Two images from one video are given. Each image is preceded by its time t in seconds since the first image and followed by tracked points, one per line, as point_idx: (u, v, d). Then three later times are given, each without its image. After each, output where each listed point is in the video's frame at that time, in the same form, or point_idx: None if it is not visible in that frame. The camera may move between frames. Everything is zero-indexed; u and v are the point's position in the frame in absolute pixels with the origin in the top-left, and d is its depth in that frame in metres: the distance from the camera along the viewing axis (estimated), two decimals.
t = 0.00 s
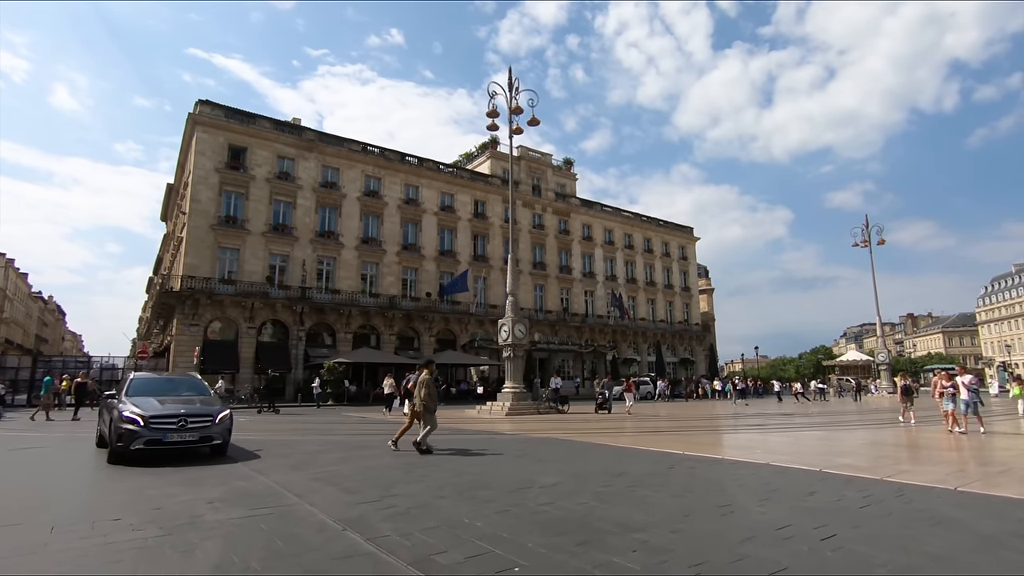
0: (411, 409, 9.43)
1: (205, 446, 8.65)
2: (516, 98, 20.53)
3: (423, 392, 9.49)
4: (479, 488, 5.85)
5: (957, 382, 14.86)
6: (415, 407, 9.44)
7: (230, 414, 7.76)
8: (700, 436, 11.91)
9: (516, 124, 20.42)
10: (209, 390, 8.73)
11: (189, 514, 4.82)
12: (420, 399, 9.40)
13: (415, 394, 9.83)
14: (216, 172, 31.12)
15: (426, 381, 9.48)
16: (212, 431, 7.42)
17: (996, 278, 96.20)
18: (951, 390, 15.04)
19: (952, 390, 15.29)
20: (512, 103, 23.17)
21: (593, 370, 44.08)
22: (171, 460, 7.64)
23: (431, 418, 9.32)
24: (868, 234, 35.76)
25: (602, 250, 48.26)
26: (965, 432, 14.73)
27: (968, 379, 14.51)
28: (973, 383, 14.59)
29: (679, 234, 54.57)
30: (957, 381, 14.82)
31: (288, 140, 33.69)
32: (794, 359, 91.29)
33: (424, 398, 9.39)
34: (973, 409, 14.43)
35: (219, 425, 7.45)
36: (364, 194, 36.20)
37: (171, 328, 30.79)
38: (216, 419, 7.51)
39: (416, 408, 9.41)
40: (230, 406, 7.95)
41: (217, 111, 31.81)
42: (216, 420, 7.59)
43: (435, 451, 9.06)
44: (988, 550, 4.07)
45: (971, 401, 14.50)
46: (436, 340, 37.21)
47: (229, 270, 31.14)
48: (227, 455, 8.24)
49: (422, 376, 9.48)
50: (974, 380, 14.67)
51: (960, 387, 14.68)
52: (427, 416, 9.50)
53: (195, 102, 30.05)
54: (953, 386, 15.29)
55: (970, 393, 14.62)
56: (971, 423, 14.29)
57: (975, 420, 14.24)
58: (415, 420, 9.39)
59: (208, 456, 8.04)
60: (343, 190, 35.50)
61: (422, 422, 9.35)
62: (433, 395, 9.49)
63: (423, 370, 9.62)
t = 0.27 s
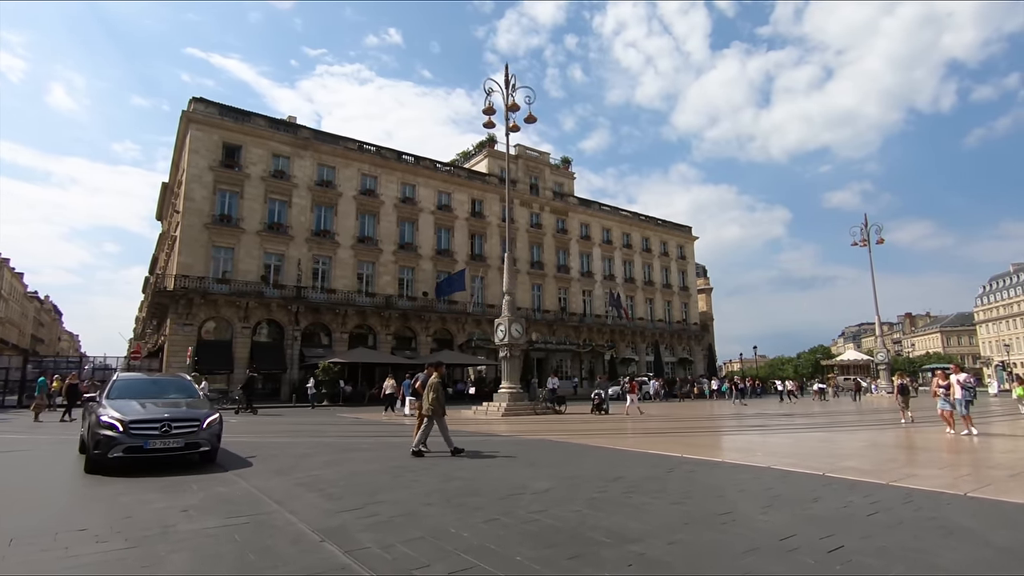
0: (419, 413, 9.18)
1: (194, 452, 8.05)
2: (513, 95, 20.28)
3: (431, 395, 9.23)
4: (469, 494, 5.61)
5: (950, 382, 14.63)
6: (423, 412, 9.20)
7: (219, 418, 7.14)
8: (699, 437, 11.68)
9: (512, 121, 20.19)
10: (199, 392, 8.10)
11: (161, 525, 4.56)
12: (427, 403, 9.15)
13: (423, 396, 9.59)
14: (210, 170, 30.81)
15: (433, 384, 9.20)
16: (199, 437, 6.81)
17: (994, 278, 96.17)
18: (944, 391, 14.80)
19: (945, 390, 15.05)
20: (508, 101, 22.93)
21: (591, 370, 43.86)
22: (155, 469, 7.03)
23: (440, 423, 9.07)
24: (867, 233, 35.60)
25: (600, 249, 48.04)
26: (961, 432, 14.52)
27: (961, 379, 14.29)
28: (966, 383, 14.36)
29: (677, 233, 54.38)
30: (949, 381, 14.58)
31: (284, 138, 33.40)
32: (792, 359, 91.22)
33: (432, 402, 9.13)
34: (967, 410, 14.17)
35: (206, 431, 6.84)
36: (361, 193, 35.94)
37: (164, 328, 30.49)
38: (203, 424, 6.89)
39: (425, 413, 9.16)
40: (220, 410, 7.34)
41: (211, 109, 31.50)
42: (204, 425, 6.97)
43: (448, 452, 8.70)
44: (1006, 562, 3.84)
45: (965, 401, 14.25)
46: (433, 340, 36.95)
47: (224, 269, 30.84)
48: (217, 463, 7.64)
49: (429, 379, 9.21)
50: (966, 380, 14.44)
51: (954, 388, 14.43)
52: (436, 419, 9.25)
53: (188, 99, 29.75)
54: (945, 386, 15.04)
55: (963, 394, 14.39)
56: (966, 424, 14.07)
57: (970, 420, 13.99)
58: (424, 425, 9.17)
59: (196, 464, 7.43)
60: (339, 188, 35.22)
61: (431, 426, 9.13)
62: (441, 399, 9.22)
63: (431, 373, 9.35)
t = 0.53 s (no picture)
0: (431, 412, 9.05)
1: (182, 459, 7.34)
2: (509, 92, 20.05)
3: (442, 393, 9.11)
4: (457, 498, 5.39)
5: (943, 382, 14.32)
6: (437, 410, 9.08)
7: (206, 421, 6.41)
8: (696, 437, 11.47)
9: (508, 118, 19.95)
10: (188, 394, 7.40)
11: (129, 531, 4.32)
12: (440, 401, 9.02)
13: (435, 395, 9.48)
14: (203, 168, 30.52)
15: (443, 382, 9.07)
16: (182, 441, 6.11)
17: (991, 277, 96.22)
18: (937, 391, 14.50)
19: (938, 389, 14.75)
20: (504, 98, 22.69)
21: (588, 370, 43.64)
22: (136, 477, 6.32)
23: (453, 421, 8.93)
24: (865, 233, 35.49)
25: (597, 249, 47.86)
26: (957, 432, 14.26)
27: (953, 379, 14.00)
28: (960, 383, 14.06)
29: (675, 232, 54.21)
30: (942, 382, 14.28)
31: (278, 136, 33.12)
32: (790, 359, 91.11)
33: (444, 400, 9.00)
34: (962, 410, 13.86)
35: (191, 435, 6.14)
36: (356, 191, 35.69)
37: (157, 327, 30.20)
38: (187, 427, 6.18)
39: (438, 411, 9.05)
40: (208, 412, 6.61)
41: (204, 106, 31.20)
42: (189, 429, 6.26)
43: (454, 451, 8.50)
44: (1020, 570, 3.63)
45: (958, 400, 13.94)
46: (429, 340, 36.72)
47: (217, 268, 30.55)
48: (207, 471, 6.90)
49: (440, 377, 9.08)
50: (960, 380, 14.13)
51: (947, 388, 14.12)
52: (448, 417, 9.12)
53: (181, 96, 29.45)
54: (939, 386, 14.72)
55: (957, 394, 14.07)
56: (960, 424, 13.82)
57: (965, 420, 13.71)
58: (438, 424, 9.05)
59: (184, 471, 6.71)
60: (334, 187, 34.97)
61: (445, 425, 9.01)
62: (453, 397, 9.09)
63: (441, 370, 9.21)
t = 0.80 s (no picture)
0: (439, 412, 8.77)
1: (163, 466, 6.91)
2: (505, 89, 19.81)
3: (452, 394, 8.82)
4: (444, 504, 5.17)
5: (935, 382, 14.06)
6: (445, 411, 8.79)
7: (189, 427, 6.04)
8: (693, 438, 11.25)
9: (505, 115, 19.74)
10: (173, 395, 6.89)
11: (95, 542, 4.09)
12: (449, 401, 8.74)
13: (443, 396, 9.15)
14: (196, 167, 30.21)
15: (455, 382, 8.80)
16: (161, 450, 5.73)
17: (988, 277, 96.32)
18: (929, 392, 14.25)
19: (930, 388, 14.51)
20: (499, 95, 22.45)
21: (585, 370, 43.41)
22: (112, 487, 5.98)
23: (460, 423, 8.61)
24: (862, 232, 35.31)
25: (595, 248, 47.66)
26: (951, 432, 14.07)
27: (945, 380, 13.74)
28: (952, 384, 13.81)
29: (672, 232, 54.04)
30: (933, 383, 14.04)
31: (272, 134, 32.82)
32: (787, 359, 91.07)
33: (454, 400, 8.71)
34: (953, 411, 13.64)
35: (171, 442, 5.77)
36: (351, 190, 35.40)
37: (150, 327, 29.88)
38: (167, 435, 5.81)
39: (447, 413, 8.75)
40: (191, 416, 6.24)
41: (197, 104, 30.87)
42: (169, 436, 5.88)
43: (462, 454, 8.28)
44: None
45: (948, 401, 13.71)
46: (425, 340, 36.46)
47: (211, 267, 30.25)
48: (192, 479, 6.54)
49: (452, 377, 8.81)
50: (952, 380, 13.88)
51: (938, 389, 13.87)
52: (456, 419, 8.80)
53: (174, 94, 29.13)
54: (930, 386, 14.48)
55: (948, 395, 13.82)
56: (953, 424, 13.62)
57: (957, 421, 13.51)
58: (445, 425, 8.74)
59: (165, 479, 6.36)
60: (329, 186, 34.68)
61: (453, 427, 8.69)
62: (463, 399, 8.79)
63: (453, 370, 8.94)
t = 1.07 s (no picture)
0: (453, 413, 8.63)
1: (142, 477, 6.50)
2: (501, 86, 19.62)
3: (464, 394, 8.65)
4: (431, 510, 4.94)
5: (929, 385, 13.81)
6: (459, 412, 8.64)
7: (169, 433, 5.68)
8: (691, 439, 11.05)
9: (501, 112, 19.55)
10: (156, 395, 6.57)
11: (59, 552, 3.86)
12: (462, 403, 8.58)
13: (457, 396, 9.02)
14: (189, 165, 29.92)
15: (465, 382, 8.61)
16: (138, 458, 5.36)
17: (985, 277, 96.43)
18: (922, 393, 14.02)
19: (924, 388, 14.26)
20: (496, 92, 22.25)
21: (583, 370, 43.19)
22: (85, 500, 5.58)
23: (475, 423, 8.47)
24: (860, 232, 35.13)
25: (592, 248, 47.47)
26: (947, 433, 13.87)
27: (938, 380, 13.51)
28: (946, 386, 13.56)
29: (670, 231, 53.88)
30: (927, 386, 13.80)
31: (267, 132, 32.55)
32: (784, 359, 91.04)
33: (468, 401, 8.55)
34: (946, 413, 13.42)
35: (149, 450, 5.40)
36: (346, 188, 35.14)
37: (142, 327, 29.56)
38: (146, 442, 5.46)
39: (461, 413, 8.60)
40: (172, 422, 5.87)
41: (191, 102, 30.58)
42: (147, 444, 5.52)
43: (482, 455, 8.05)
44: None
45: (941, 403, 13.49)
46: (421, 339, 36.21)
47: (204, 267, 29.95)
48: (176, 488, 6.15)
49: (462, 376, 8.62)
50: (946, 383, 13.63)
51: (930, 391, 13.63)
52: (471, 418, 8.67)
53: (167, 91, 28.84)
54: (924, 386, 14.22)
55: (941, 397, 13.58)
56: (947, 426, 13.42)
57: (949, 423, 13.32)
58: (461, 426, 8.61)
59: (145, 489, 5.96)
60: (324, 184, 34.41)
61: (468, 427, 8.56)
62: (476, 398, 8.63)
63: (463, 369, 8.74)
